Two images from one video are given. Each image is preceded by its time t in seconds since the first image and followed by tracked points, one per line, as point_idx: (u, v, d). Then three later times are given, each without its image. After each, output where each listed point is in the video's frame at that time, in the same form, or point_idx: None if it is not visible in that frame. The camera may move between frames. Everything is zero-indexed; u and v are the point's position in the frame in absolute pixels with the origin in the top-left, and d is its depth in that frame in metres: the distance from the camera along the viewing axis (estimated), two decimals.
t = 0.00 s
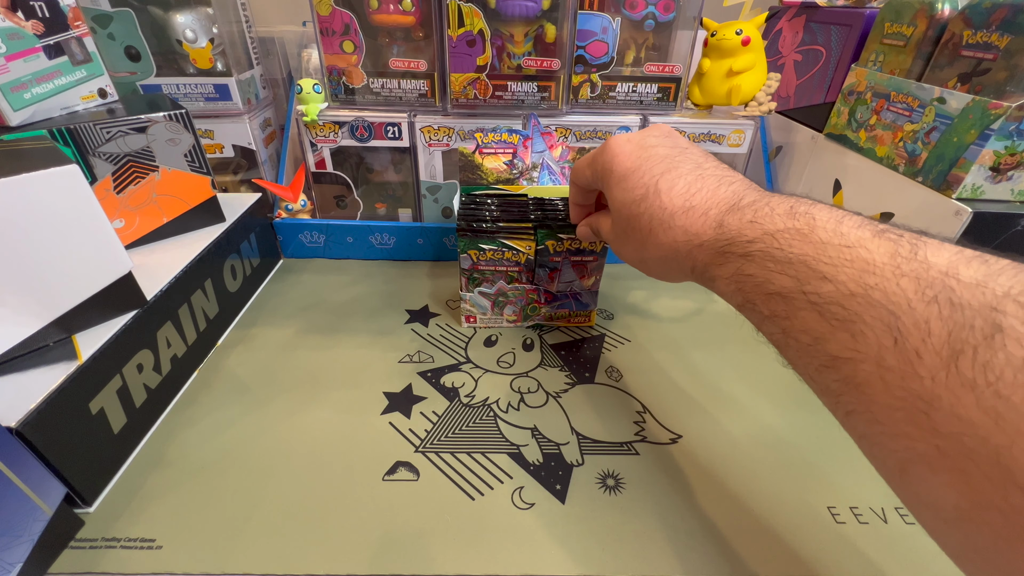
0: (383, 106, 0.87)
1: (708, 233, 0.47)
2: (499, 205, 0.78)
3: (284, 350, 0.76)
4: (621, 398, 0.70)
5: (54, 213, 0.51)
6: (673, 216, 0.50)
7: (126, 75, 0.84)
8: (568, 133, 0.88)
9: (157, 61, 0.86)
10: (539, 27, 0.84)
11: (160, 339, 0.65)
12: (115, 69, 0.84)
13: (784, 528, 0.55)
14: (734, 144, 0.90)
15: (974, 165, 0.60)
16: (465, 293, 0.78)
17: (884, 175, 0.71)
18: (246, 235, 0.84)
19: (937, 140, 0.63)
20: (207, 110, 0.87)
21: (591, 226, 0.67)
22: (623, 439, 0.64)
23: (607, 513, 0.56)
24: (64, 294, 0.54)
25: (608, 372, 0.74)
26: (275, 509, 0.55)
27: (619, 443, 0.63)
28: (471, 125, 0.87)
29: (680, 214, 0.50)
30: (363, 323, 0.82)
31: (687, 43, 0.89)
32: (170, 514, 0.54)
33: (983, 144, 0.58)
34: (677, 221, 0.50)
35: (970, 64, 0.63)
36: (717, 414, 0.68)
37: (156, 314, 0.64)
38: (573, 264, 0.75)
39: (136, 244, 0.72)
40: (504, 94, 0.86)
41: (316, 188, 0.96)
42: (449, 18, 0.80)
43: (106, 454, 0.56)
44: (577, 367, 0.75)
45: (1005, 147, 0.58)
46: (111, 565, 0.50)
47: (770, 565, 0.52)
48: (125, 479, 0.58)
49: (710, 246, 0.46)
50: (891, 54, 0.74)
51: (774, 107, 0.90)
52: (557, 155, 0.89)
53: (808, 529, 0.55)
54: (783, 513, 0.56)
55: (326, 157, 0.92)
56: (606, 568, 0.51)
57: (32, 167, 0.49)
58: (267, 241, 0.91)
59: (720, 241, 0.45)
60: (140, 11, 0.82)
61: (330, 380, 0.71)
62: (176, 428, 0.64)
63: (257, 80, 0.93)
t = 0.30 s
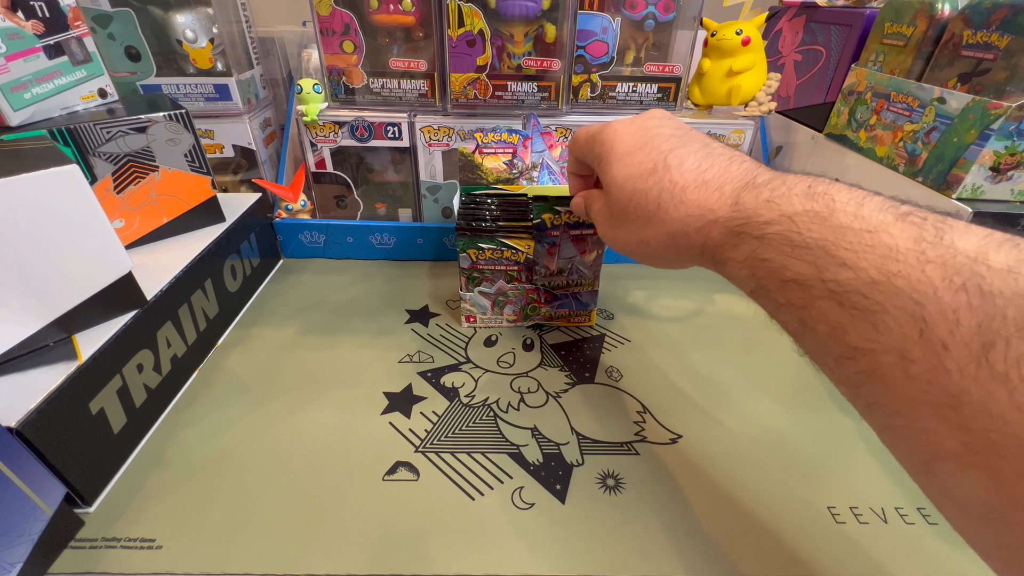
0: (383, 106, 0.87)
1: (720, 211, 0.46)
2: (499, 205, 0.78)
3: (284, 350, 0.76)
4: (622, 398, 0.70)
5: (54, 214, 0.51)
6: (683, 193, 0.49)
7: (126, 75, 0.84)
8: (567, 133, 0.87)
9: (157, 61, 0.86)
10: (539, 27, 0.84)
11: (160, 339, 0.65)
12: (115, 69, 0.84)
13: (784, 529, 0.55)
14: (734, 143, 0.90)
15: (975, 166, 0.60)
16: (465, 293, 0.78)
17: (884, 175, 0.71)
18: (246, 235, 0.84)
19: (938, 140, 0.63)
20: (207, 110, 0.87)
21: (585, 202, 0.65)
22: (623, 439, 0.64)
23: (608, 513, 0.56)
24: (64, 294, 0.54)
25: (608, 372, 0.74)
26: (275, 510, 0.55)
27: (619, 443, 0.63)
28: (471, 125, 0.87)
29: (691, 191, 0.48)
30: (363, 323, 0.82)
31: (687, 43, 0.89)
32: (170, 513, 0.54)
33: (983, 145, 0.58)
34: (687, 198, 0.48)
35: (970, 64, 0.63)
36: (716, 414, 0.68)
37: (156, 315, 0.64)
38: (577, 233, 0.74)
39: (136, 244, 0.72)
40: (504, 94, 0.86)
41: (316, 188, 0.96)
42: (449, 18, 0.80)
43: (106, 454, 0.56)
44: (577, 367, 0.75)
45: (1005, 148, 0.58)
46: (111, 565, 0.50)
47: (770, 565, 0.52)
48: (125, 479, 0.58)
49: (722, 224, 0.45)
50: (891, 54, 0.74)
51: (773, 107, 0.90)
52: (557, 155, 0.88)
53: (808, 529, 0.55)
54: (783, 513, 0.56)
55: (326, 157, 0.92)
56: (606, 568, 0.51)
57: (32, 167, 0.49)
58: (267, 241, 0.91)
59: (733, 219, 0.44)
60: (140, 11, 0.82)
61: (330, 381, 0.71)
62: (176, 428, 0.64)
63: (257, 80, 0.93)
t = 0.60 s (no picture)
0: (383, 106, 0.87)
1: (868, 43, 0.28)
2: (500, 205, 0.78)
3: (284, 350, 0.76)
4: (622, 398, 0.70)
5: (53, 214, 0.51)
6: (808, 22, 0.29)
7: (126, 75, 0.84)
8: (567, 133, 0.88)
9: (157, 61, 0.86)
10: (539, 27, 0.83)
11: (161, 339, 0.65)
12: (115, 69, 0.84)
13: (785, 528, 0.55)
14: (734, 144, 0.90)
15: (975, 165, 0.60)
16: (465, 293, 0.78)
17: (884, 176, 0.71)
18: (246, 235, 0.84)
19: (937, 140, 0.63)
20: (207, 110, 0.87)
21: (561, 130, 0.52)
22: (623, 439, 0.64)
23: (608, 514, 0.56)
24: (64, 294, 0.54)
25: (608, 372, 0.74)
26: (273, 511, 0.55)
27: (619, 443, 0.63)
28: (471, 125, 0.87)
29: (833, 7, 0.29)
30: (363, 323, 0.82)
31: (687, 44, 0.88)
32: (169, 514, 0.54)
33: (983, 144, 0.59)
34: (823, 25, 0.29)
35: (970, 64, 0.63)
36: (717, 415, 0.68)
37: (156, 315, 0.64)
38: (586, 139, 0.53)
39: (136, 244, 0.72)
40: (504, 94, 0.86)
41: (316, 188, 0.96)
42: (449, 18, 0.80)
43: (106, 454, 0.56)
44: (577, 367, 0.75)
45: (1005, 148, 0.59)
46: (112, 565, 0.50)
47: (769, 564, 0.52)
48: (125, 479, 0.58)
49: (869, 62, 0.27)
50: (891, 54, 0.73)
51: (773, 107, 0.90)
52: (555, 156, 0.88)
53: (807, 527, 0.55)
54: (783, 513, 0.56)
55: (326, 157, 0.92)
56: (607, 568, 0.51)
57: (33, 168, 0.49)
58: (267, 241, 0.91)
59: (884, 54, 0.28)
60: (140, 11, 0.82)
61: (330, 381, 0.71)
62: (176, 428, 0.64)
63: (257, 79, 0.93)
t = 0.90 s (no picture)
0: (383, 106, 0.87)
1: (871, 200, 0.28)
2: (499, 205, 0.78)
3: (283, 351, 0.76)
4: (622, 398, 0.70)
5: (53, 214, 0.51)
6: (802, 187, 0.29)
7: (126, 74, 0.84)
8: (568, 133, 0.88)
9: (157, 61, 0.86)
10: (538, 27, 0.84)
11: (160, 339, 0.65)
12: (115, 69, 0.84)
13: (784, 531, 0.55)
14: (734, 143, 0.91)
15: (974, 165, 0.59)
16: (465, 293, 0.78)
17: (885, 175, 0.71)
18: (246, 235, 0.85)
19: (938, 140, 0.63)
20: (206, 110, 0.87)
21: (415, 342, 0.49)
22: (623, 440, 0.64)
23: (607, 515, 0.56)
24: (64, 294, 0.54)
25: (608, 371, 0.73)
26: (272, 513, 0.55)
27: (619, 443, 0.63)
28: (471, 125, 0.87)
29: (816, 164, 0.29)
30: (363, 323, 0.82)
31: (687, 44, 0.88)
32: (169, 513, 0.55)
33: (984, 144, 0.58)
34: (810, 187, 0.29)
35: (970, 64, 0.63)
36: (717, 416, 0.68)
37: (156, 315, 0.64)
38: (519, 323, 0.47)
39: (136, 244, 0.72)
40: (504, 93, 0.86)
41: (316, 188, 0.96)
42: (449, 18, 0.80)
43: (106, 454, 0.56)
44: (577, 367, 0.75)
45: (1005, 147, 0.58)
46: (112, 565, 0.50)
47: (770, 567, 0.52)
48: (125, 479, 0.58)
49: (860, 226, 0.27)
50: (891, 54, 0.74)
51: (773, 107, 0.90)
52: (557, 155, 0.85)
53: (807, 529, 0.55)
54: (782, 515, 0.56)
55: (326, 157, 0.92)
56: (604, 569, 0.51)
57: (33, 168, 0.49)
58: (266, 241, 0.91)
59: (889, 210, 0.27)
60: (140, 12, 0.83)
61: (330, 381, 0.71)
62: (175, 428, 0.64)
63: (257, 79, 0.93)
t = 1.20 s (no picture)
0: (383, 106, 0.87)
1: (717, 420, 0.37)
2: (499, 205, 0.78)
3: (283, 351, 0.76)
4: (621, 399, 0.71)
5: (53, 214, 0.51)
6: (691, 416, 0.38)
7: (126, 75, 0.84)
8: (567, 133, 0.88)
9: (157, 61, 0.86)
10: (538, 27, 0.84)
11: (160, 339, 0.65)
12: (115, 70, 0.84)
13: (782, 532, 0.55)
14: (734, 143, 0.91)
15: (974, 165, 0.59)
16: (465, 292, 0.78)
17: (884, 175, 0.71)
18: (246, 235, 0.85)
19: (938, 140, 0.63)
20: (207, 110, 0.87)
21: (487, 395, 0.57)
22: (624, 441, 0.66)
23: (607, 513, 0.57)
24: (64, 294, 0.54)
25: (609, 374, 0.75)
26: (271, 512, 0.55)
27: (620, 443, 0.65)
28: (471, 125, 0.87)
29: (688, 425, 0.38)
30: (363, 323, 0.82)
31: (687, 43, 0.89)
32: (169, 514, 0.55)
33: (983, 145, 0.58)
34: (689, 419, 0.38)
35: (970, 64, 0.63)
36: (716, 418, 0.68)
37: (156, 315, 0.64)
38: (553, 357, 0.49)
39: (136, 244, 0.72)
40: (504, 93, 0.86)
41: (316, 188, 0.96)
42: (449, 18, 0.80)
43: (106, 454, 0.56)
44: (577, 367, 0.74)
45: (1005, 148, 0.58)
46: (112, 565, 0.50)
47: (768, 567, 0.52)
48: (125, 479, 0.58)
49: (701, 440, 0.37)
50: (891, 54, 0.74)
51: (773, 107, 0.89)
52: (557, 155, 0.86)
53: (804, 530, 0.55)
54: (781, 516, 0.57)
55: (325, 157, 0.92)
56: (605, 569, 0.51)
57: (32, 167, 0.49)
58: (266, 241, 0.91)
59: (727, 425, 0.36)
60: (140, 11, 0.83)
61: (329, 381, 0.71)
62: (175, 428, 0.64)
63: (257, 80, 0.93)
